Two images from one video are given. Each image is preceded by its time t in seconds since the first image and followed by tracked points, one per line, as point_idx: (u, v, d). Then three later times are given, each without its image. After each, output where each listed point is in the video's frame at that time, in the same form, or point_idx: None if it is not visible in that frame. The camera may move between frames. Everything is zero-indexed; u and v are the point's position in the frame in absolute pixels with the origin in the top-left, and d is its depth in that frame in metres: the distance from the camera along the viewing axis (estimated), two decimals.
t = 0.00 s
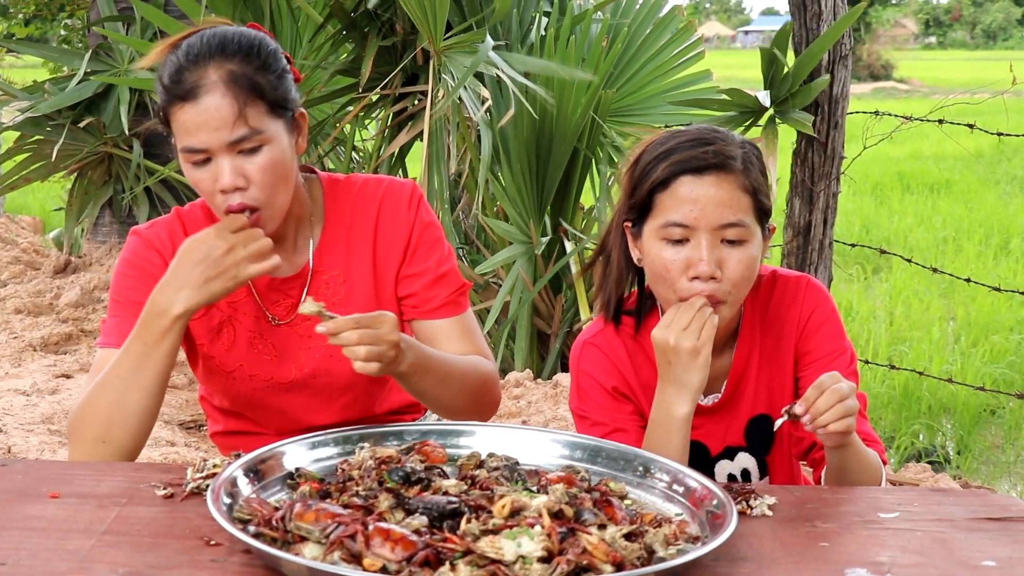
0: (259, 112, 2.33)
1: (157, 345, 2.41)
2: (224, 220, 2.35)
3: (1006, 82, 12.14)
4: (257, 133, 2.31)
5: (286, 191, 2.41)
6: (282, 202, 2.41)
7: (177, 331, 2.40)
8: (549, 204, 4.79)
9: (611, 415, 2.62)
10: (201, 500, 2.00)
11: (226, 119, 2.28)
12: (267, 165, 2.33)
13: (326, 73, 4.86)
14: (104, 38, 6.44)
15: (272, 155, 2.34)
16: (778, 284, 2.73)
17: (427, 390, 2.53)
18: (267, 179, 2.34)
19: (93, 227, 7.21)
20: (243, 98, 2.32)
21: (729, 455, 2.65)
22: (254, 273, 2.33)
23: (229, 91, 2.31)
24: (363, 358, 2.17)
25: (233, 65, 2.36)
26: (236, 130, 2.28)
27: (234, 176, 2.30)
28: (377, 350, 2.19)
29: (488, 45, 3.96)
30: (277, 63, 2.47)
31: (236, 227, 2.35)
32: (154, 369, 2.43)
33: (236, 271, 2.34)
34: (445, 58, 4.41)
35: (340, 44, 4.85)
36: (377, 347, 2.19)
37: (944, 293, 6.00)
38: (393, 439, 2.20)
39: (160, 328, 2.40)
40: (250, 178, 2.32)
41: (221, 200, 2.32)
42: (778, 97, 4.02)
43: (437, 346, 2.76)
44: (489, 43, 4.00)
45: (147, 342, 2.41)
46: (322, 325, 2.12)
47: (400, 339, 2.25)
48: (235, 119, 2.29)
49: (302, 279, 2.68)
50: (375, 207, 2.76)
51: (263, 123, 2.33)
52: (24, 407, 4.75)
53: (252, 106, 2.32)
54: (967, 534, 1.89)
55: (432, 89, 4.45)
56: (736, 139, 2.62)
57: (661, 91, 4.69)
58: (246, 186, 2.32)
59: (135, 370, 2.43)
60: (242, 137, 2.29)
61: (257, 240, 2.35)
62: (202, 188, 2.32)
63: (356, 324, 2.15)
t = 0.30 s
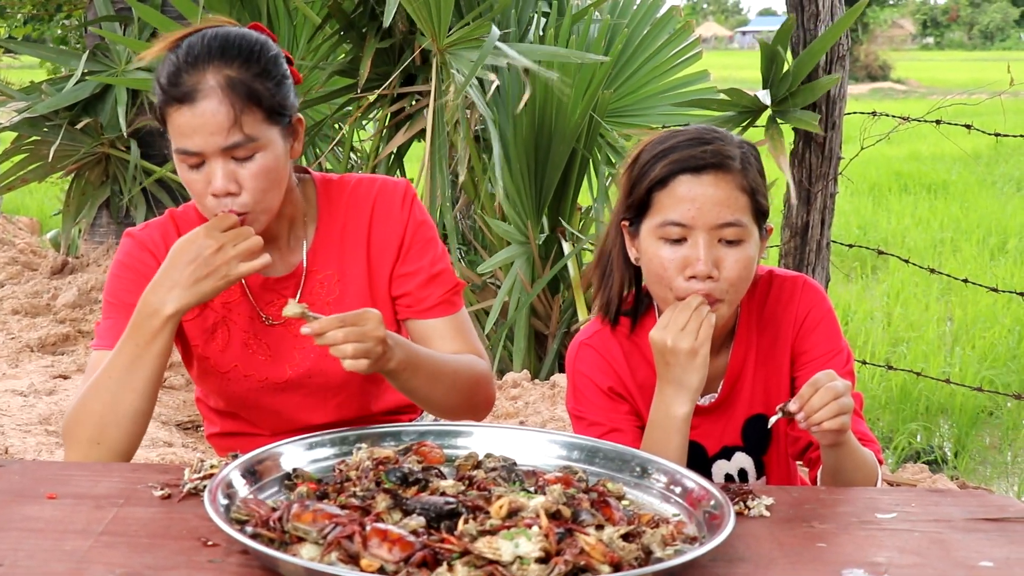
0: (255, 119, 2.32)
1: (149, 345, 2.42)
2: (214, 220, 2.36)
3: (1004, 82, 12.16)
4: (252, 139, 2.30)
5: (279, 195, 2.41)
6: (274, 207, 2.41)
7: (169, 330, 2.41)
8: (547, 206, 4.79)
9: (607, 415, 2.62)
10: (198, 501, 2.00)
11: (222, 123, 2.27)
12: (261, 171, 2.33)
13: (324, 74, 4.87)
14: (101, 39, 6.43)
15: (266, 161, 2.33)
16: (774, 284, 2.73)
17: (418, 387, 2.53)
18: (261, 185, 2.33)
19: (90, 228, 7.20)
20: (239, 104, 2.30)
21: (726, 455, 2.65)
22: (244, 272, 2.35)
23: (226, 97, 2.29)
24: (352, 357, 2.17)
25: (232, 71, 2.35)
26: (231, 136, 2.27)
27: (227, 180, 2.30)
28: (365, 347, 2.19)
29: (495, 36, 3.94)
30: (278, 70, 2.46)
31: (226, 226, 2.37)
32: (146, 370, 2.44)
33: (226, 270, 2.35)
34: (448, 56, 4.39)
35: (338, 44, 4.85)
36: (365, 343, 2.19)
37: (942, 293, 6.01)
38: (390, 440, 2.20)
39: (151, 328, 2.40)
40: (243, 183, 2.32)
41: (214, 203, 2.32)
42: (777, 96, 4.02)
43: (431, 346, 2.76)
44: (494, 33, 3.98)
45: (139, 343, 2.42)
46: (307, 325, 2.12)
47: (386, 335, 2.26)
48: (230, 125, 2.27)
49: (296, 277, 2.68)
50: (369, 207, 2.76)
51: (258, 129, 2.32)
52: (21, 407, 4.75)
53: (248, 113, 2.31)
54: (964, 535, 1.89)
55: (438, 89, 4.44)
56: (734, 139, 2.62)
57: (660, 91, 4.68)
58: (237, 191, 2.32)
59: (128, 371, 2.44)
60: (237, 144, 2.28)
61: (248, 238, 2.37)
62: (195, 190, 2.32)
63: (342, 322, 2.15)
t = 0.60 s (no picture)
0: (259, 120, 2.33)
1: (147, 347, 2.41)
2: (212, 221, 2.36)
3: (1002, 82, 12.16)
4: (255, 140, 2.30)
5: (279, 196, 2.41)
6: (275, 208, 2.41)
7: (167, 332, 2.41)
8: (545, 206, 4.79)
9: (606, 415, 2.62)
10: (197, 501, 2.00)
11: (225, 124, 2.27)
12: (262, 171, 2.33)
13: (322, 74, 4.87)
14: (99, 40, 6.43)
15: (267, 162, 2.33)
16: (772, 284, 2.73)
17: (417, 386, 2.53)
18: (261, 185, 2.34)
19: (89, 228, 7.20)
20: (242, 105, 2.30)
21: (725, 455, 2.66)
22: (242, 274, 2.34)
23: (230, 97, 2.30)
24: (352, 357, 2.17)
25: (236, 72, 2.35)
26: (234, 136, 2.28)
27: (229, 180, 2.30)
28: (365, 347, 2.19)
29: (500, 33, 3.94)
30: (279, 70, 2.46)
31: (224, 227, 2.36)
32: (144, 372, 2.44)
33: (224, 271, 2.34)
34: (450, 55, 4.41)
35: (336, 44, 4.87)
36: (365, 343, 2.19)
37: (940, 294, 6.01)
38: (388, 440, 2.20)
39: (149, 330, 2.40)
40: (244, 183, 2.32)
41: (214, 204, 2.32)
42: (779, 98, 4.02)
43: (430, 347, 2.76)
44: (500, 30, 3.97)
45: (137, 344, 2.42)
46: (307, 326, 2.12)
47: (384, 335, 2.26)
48: (235, 125, 2.28)
49: (295, 278, 2.68)
50: (368, 208, 2.76)
51: (261, 130, 2.33)
52: (20, 408, 4.75)
53: (251, 113, 2.31)
54: (963, 535, 1.89)
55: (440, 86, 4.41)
56: (729, 139, 2.62)
57: (658, 91, 4.69)
58: (239, 192, 2.32)
59: (126, 373, 2.44)
60: (239, 144, 2.28)
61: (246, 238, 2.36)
62: (195, 189, 2.31)
63: (341, 323, 2.15)
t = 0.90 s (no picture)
0: (262, 118, 2.33)
1: (147, 349, 2.41)
2: (213, 224, 2.36)
3: (1001, 83, 12.17)
4: (258, 138, 2.31)
5: (282, 194, 2.42)
6: (277, 206, 2.41)
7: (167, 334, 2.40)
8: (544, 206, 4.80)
9: (605, 415, 2.62)
10: (196, 501, 2.00)
11: (229, 123, 2.28)
12: (266, 169, 2.34)
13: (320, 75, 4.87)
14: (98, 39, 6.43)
15: (271, 159, 2.34)
16: (772, 284, 2.73)
17: (419, 387, 2.53)
18: (264, 183, 2.34)
19: (87, 228, 7.20)
20: (246, 104, 2.31)
21: (724, 455, 2.65)
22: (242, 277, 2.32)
23: (232, 96, 2.30)
24: (352, 365, 2.17)
25: (238, 70, 2.35)
26: (238, 135, 2.28)
27: (231, 180, 2.30)
28: (365, 354, 2.18)
29: (492, 42, 3.94)
30: (280, 67, 2.47)
31: (225, 230, 2.36)
32: (143, 373, 2.43)
33: (225, 275, 2.33)
34: (443, 58, 4.40)
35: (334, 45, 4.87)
36: (365, 351, 2.19)
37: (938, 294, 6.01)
38: (387, 440, 2.20)
39: (149, 332, 2.40)
40: (247, 182, 2.33)
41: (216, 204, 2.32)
42: (783, 103, 4.02)
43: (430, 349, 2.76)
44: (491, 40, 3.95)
45: (137, 346, 2.41)
46: (309, 333, 2.14)
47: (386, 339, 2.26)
48: (236, 125, 2.28)
49: (295, 280, 2.68)
50: (368, 209, 2.76)
51: (265, 127, 2.33)
52: (18, 408, 4.75)
53: (254, 112, 2.32)
54: (961, 535, 1.89)
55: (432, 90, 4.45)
56: (724, 138, 2.62)
57: (656, 91, 4.69)
58: (242, 190, 2.32)
59: (125, 375, 2.44)
60: (243, 142, 2.29)
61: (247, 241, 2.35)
62: (198, 190, 2.32)
63: (343, 330, 2.16)
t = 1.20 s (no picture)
0: (272, 108, 2.34)
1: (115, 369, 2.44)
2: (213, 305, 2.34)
3: (1000, 83, 12.16)
4: (271, 129, 2.32)
5: (291, 187, 2.43)
6: (288, 200, 2.43)
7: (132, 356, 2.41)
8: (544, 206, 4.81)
9: (604, 415, 2.62)
10: (195, 501, 2.00)
11: (240, 114, 2.29)
12: (278, 160, 2.34)
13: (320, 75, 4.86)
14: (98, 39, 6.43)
15: (282, 150, 2.35)
16: (772, 284, 2.73)
17: (422, 388, 2.55)
18: (277, 175, 2.35)
19: (87, 228, 7.19)
20: (257, 94, 2.32)
21: (723, 455, 2.65)
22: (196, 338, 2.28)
23: (244, 87, 2.31)
24: (359, 369, 2.17)
25: (247, 61, 2.36)
26: (251, 125, 2.29)
27: (245, 171, 2.30)
28: (373, 360, 2.18)
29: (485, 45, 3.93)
30: (286, 62, 2.48)
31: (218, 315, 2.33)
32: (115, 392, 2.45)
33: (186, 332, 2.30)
34: (441, 59, 4.40)
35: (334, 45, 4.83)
36: (374, 356, 2.18)
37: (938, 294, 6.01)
38: (387, 440, 2.20)
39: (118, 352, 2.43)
40: (260, 173, 2.33)
41: (230, 196, 2.33)
42: (785, 101, 4.02)
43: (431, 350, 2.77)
44: (488, 42, 3.95)
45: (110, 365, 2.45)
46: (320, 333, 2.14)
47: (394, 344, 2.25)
48: (250, 115, 2.29)
49: (296, 280, 2.68)
50: (370, 210, 2.76)
51: (275, 118, 2.34)
52: (18, 408, 4.75)
53: (265, 103, 2.33)
54: (961, 535, 1.89)
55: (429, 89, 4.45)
56: (723, 137, 2.62)
57: (656, 91, 4.69)
58: (256, 181, 2.33)
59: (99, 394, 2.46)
60: (256, 132, 2.30)
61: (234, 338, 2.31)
62: (210, 184, 2.32)
63: (354, 334, 2.16)
